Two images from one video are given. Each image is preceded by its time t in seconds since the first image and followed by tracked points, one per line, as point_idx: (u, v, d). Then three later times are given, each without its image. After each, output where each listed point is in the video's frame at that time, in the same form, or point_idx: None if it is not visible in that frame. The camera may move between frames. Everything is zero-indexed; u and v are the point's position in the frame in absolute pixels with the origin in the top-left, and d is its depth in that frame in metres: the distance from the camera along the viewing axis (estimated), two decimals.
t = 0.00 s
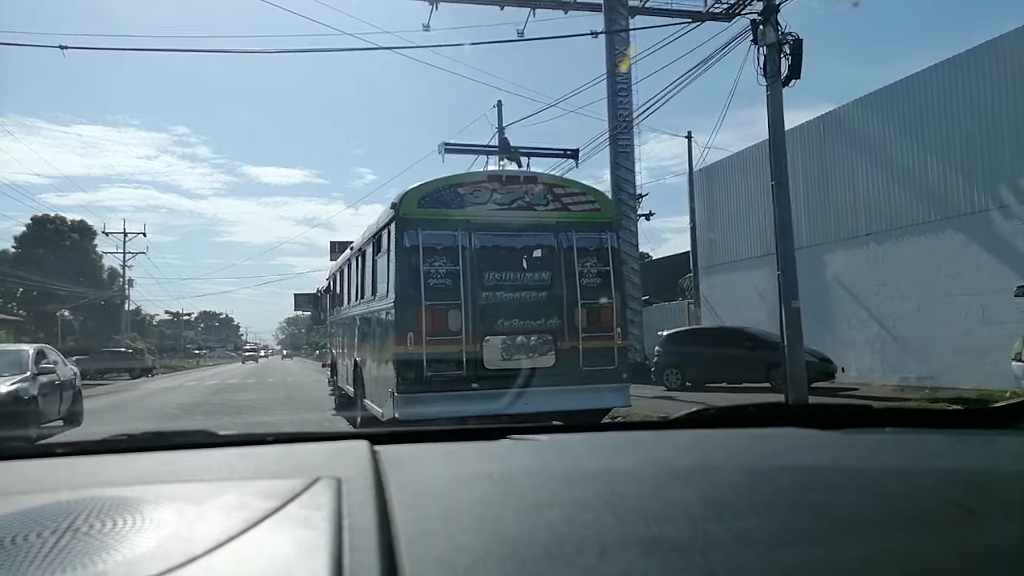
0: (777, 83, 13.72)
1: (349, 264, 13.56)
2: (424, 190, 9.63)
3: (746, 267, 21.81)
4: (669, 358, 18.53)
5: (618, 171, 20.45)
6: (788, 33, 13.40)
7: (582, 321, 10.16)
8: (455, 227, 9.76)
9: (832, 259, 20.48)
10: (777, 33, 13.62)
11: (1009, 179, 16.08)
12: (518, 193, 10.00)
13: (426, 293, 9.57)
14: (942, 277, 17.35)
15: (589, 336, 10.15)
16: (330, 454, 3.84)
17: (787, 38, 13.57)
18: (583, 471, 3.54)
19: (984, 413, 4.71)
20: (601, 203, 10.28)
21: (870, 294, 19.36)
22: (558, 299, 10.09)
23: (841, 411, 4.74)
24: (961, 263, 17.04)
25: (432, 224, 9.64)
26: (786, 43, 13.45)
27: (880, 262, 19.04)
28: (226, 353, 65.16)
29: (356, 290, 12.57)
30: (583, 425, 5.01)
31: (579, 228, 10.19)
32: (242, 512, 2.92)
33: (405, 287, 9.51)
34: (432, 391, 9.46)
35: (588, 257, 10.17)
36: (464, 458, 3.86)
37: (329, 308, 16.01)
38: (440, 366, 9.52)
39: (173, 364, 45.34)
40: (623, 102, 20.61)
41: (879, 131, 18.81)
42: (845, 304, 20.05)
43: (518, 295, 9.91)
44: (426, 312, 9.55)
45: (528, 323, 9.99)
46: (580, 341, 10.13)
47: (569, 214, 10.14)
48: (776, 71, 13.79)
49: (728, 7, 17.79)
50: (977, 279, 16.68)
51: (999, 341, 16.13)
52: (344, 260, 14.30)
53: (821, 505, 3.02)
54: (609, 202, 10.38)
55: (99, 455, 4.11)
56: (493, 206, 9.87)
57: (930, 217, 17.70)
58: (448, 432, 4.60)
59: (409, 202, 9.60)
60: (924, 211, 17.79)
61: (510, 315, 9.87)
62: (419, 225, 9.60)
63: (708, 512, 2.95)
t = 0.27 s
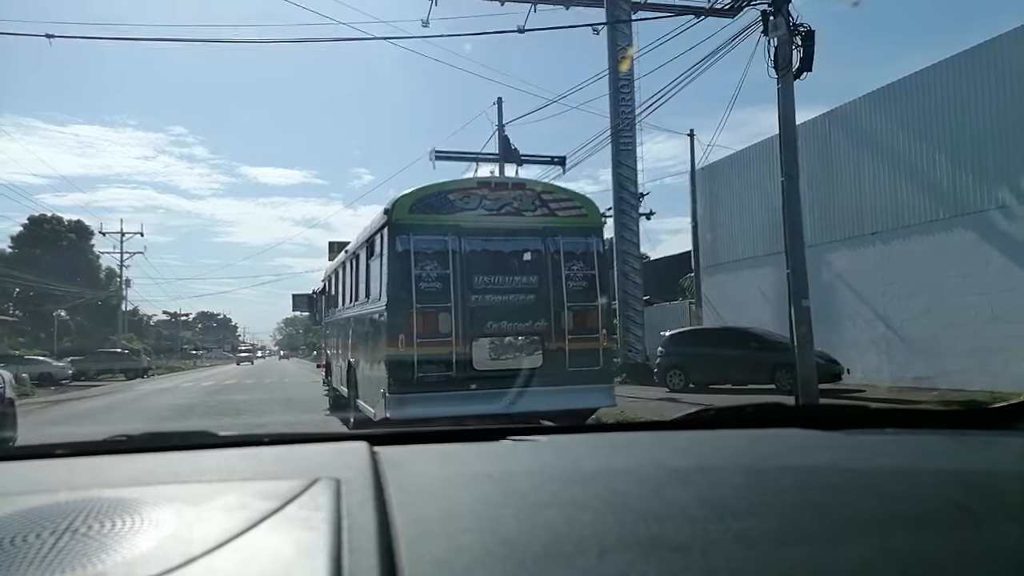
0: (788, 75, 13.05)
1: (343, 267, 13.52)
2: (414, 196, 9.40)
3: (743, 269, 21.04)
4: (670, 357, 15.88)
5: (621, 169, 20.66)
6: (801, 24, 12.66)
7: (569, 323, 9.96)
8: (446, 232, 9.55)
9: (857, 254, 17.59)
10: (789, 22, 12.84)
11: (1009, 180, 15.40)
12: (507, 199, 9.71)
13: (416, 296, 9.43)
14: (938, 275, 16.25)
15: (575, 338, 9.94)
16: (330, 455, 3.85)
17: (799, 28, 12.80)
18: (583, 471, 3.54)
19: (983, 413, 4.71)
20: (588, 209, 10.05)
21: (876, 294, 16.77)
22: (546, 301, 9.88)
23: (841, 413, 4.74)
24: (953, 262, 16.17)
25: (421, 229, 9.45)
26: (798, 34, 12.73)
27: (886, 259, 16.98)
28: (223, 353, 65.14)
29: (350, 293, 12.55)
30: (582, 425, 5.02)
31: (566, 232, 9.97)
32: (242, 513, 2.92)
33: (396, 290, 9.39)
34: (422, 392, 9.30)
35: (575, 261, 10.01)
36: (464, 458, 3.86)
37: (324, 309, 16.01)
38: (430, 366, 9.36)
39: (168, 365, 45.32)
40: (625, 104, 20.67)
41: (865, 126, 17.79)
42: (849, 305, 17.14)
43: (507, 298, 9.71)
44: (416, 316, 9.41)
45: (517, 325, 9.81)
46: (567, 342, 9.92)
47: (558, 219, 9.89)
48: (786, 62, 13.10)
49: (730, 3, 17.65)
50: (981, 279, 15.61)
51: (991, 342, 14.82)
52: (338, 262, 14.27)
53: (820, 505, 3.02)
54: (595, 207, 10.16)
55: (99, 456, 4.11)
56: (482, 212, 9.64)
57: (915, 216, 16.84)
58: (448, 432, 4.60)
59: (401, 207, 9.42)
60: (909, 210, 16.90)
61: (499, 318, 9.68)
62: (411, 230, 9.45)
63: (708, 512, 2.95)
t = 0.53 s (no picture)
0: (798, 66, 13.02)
1: (339, 267, 13.49)
2: (406, 200, 9.88)
3: (753, 267, 21.10)
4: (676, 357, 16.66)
5: (623, 166, 20.62)
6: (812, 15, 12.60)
7: (557, 323, 10.32)
8: (437, 234, 9.98)
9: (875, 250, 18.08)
10: (799, 13, 12.77)
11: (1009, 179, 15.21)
12: (496, 202, 10.17)
13: (408, 298, 9.89)
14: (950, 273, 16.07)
15: (563, 338, 10.31)
16: (331, 454, 3.84)
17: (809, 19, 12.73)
18: (583, 471, 3.54)
19: (984, 413, 4.71)
20: (575, 212, 10.41)
21: (885, 291, 17.75)
22: (535, 302, 10.24)
23: (842, 412, 4.73)
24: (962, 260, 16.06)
25: (412, 232, 9.90)
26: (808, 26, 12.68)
27: (897, 258, 17.51)
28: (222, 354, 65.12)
29: (346, 294, 12.54)
30: (582, 424, 5.01)
31: (555, 235, 10.36)
32: (242, 513, 2.92)
33: (388, 293, 9.83)
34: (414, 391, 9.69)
35: (563, 263, 10.36)
36: (464, 458, 3.86)
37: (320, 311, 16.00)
38: (422, 367, 9.75)
39: (167, 365, 45.33)
40: (628, 104, 20.55)
41: (882, 128, 17.80)
42: (858, 304, 18.46)
43: (497, 299, 10.09)
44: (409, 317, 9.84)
45: (507, 326, 10.18)
46: (556, 343, 10.28)
47: (545, 223, 10.31)
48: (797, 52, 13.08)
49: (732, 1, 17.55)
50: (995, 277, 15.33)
51: (1007, 343, 15.01)
52: (334, 261, 14.22)
53: (820, 505, 3.02)
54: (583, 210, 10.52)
55: (99, 455, 4.11)
56: (473, 216, 10.08)
57: (926, 217, 16.86)
58: (448, 431, 4.60)
59: (392, 211, 9.88)
60: (920, 211, 16.96)
61: (489, 318, 10.05)
62: (402, 233, 9.89)
63: (708, 512, 2.95)
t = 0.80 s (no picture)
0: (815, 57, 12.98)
1: (334, 268, 13.49)
2: (401, 204, 9.90)
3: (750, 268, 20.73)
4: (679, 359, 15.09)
5: (627, 164, 21.00)
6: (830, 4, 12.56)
7: (547, 324, 10.33)
8: (431, 238, 10.01)
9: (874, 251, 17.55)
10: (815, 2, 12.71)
11: (1007, 180, 15.53)
12: (489, 207, 10.20)
13: (403, 300, 9.90)
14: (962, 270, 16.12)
15: (553, 339, 10.33)
16: (331, 454, 3.84)
17: (825, 8, 12.69)
18: (583, 471, 3.54)
19: (983, 413, 4.71)
20: (566, 216, 10.43)
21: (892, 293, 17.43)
22: (526, 304, 10.24)
23: (842, 412, 4.73)
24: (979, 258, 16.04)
25: (408, 236, 9.93)
26: (825, 15, 12.65)
27: (906, 258, 16.74)
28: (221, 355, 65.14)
29: (341, 294, 12.55)
30: (582, 424, 5.01)
31: (545, 238, 10.37)
32: (242, 513, 2.92)
33: (382, 294, 9.85)
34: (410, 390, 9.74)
35: (554, 266, 10.37)
36: (464, 458, 3.86)
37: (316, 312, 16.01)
38: (417, 366, 9.80)
39: (166, 366, 45.34)
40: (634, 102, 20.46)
41: (885, 122, 17.44)
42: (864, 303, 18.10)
43: (489, 301, 10.11)
44: (403, 319, 9.87)
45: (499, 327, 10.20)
46: (546, 344, 10.30)
47: (537, 227, 10.31)
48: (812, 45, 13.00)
49: None
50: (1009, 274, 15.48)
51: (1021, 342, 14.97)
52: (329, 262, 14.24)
53: (820, 505, 3.02)
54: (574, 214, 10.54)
55: (99, 455, 4.11)
56: (466, 219, 10.10)
57: (936, 215, 16.51)
58: (448, 432, 4.60)
59: (387, 215, 9.91)
60: (928, 206, 16.62)
61: (482, 320, 10.06)
62: (397, 236, 9.91)
63: (708, 512, 2.95)
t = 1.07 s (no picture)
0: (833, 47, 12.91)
1: (331, 269, 13.46)
2: (397, 208, 9.90)
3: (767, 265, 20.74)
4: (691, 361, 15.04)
5: (632, 161, 20.58)
6: None
7: (540, 326, 10.35)
8: (426, 241, 10.01)
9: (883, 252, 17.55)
10: None
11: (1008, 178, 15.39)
12: (484, 211, 10.19)
13: (398, 302, 9.88)
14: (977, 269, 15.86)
15: (546, 340, 10.35)
16: (331, 454, 3.84)
17: None
18: (583, 471, 3.54)
19: (982, 413, 4.71)
20: (560, 220, 10.45)
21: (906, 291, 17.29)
22: (519, 306, 10.29)
23: (841, 412, 4.73)
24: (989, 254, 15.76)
25: (404, 239, 9.91)
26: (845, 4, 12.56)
27: (918, 255, 16.88)
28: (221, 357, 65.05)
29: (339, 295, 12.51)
30: (581, 424, 5.00)
31: (539, 241, 10.37)
32: (242, 513, 2.92)
33: (377, 295, 9.83)
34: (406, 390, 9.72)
35: (547, 269, 10.39)
36: (464, 457, 3.86)
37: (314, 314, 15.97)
38: (412, 367, 9.79)
39: (165, 367, 45.26)
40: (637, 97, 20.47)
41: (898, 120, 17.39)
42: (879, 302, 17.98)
43: (483, 303, 10.13)
44: (399, 320, 9.86)
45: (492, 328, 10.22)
46: (539, 345, 10.32)
47: (531, 230, 10.31)
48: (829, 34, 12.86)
49: None
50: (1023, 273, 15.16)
51: None
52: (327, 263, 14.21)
53: (820, 505, 3.02)
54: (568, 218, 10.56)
55: (99, 455, 4.10)
56: (460, 223, 10.09)
57: (949, 212, 16.41)
58: (447, 432, 4.59)
59: (383, 218, 9.89)
60: (942, 205, 16.52)
61: (475, 321, 10.09)
62: (393, 239, 9.90)
63: (708, 512, 2.95)
